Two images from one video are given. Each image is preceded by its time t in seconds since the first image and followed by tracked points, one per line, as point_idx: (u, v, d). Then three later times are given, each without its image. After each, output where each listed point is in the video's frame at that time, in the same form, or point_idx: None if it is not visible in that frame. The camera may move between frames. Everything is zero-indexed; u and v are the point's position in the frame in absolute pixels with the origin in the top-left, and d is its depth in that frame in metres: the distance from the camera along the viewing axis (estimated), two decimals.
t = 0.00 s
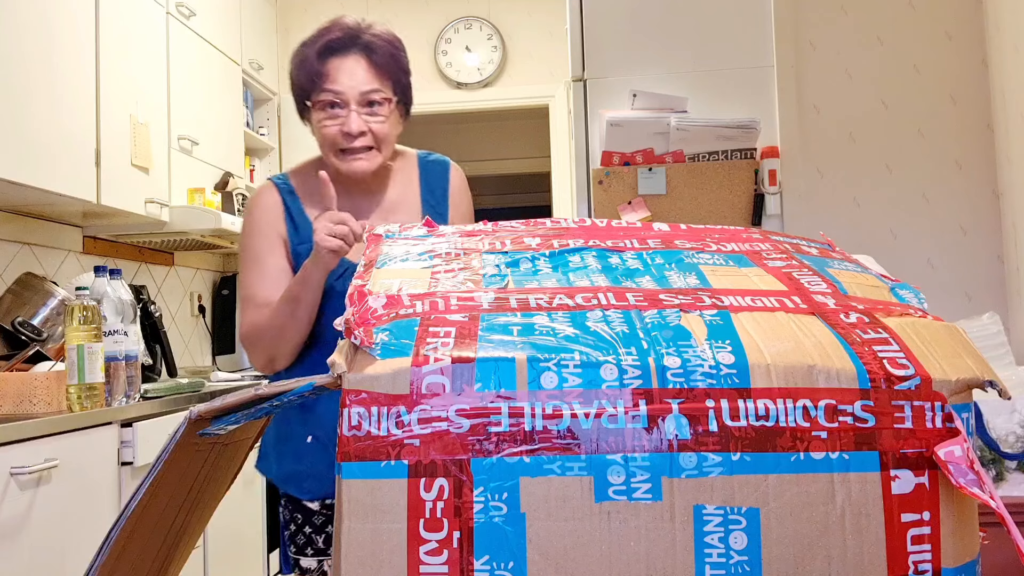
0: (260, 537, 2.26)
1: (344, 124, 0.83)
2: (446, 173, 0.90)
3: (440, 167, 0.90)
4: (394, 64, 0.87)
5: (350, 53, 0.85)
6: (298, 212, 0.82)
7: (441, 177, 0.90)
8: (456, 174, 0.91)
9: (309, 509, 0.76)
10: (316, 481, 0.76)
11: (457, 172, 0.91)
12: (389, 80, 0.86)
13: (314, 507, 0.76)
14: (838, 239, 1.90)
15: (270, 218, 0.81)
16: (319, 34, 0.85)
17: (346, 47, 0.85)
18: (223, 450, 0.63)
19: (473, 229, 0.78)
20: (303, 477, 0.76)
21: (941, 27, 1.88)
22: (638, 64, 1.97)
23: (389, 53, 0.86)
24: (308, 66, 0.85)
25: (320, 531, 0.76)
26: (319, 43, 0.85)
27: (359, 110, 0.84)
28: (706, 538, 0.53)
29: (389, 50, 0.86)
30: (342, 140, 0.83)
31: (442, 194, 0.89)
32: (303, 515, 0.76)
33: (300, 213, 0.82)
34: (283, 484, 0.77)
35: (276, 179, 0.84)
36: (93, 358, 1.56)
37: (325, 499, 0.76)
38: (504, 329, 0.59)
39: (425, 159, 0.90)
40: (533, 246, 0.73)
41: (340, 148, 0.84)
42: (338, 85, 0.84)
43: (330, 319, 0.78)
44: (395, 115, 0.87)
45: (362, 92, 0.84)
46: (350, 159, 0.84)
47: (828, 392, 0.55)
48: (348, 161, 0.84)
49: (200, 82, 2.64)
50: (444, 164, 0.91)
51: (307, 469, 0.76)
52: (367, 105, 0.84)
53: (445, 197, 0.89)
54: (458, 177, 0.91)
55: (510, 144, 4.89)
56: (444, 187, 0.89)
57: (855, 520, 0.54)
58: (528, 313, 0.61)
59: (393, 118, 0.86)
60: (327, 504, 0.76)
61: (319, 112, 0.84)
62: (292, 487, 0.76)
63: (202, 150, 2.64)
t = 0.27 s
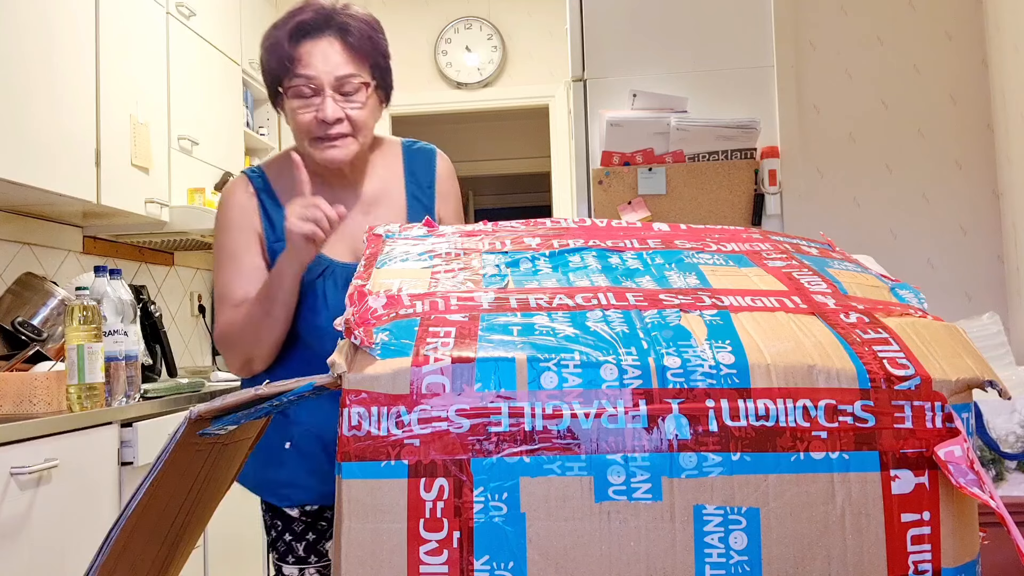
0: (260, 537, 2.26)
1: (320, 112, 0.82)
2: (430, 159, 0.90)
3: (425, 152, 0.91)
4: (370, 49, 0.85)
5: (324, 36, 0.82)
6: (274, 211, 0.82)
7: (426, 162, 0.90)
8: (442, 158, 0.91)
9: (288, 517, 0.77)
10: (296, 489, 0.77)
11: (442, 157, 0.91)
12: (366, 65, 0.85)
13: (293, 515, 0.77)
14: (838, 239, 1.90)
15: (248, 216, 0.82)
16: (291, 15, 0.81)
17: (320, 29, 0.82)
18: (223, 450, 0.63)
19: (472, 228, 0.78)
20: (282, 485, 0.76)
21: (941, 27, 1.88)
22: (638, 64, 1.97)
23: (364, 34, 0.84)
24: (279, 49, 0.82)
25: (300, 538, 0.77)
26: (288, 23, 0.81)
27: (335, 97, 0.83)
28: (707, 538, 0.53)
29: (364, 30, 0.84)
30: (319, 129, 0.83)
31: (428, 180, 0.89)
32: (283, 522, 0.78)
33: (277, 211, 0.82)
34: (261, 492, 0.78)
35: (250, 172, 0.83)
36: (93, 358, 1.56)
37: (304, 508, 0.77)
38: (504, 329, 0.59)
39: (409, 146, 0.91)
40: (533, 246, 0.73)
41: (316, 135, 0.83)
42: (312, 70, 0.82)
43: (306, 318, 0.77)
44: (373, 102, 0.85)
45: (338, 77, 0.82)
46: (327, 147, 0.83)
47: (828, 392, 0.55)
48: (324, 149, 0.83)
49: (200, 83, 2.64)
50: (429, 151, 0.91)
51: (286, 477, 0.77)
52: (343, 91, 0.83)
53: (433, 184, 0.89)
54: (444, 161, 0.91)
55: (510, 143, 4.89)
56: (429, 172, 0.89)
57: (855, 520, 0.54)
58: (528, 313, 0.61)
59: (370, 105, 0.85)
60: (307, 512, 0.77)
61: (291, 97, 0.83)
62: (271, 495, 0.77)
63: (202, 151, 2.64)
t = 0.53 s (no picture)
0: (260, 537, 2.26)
1: (299, 104, 0.79)
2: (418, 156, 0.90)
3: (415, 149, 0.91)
4: (350, 42, 0.84)
5: (303, 29, 0.82)
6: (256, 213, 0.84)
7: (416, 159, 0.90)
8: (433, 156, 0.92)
9: (276, 521, 0.78)
10: (282, 495, 0.76)
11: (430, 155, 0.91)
12: (347, 57, 0.83)
13: (280, 520, 0.78)
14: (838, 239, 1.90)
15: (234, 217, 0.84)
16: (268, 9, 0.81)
17: (298, 22, 0.81)
18: (223, 450, 0.63)
19: (472, 229, 0.78)
20: (268, 490, 0.77)
21: (941, 27, 1.88)
22: (638, 64, 1.97)
23: (346, 26, 0.83)
24: (258, 44, 0.81)
25: (288, 543, 0.78)
26: (268, 17, 0.81)
27: (316, 89, 0.80)
28: (707, 538, 0.53)
29: (345, 23, 0.83)
30: (300, 122, 0.79)
31: (418, 177, 0.89)
32: (272, 527, 0.79)
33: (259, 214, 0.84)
34: (250, 497, 0.79)
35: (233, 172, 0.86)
36: (93, 358, 1.56)
37: (290, 513, 0.78)
38: (504, 329, 0.59)
39: (398, 143, 0.91)
40: (533, 246, 0.73)
41: (298, 130, 0.80)
42: (291, 63, 0.80)
43: (288, 319, 0.77)
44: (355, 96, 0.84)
45: (318, 69, 0.81)
46: (308, 143, 0.80)
47: (828, 392, 0.56)
48: (308, 145, 0.80)
49: (200, 83, 2.64)
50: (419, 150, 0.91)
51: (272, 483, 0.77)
52: (324, 84, 0.81)
53: (422, 180, 0.89)
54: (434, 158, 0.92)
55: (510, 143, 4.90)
56: (419, 169, 0.89)
57: (855, 520, 0.54)
58: (528, 314, 0.61)
59: (353, 99, 0.83)
60: (293, 517, 0.78)
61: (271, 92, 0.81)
62: (258, 500, 0.77)
63: (202, 151, 2.64)
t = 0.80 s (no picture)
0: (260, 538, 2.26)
1: (285, 102, 0.80)
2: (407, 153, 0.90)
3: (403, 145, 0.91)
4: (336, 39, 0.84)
5: (289, 27, 0.82)
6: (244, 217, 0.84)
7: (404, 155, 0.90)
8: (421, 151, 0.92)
9: (269, 524, 0.78)
10: (275, 497, 0.76)
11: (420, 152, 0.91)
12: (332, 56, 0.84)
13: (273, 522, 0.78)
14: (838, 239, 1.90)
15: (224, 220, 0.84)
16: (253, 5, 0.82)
17: (284, 20, 0.82)
18: (222, 450, 0.63)
19: (472, 229, 0.78)
20: (261, 492, 0.76)
21: (941, 27, 1.88)
22: (638, 64, 1.97)
23: (332, 24, 0.84)
24: (243, 42, 0.82)
25: (280, 546, 0.78)
26: (254, 15, 0.81)
27: (302, 86, 0.81)
28: (706, 538, 0.53)
29: (331, 19, 0.84)
30: (286, 121, 0.80)
31: (407, 174, 0.88)
32: (263, 530, 0.78)
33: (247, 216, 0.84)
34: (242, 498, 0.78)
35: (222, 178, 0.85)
36: (93, 358, 1.56)
37: (283, 515, 0.77)
38: (504, 329, 0.59)
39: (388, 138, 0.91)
40: (533, 246, 0.73)
41: (284, 130, 0.80)
42: (278, 61, 0.81)
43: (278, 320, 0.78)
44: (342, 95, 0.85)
45: (304, 67, 0.81)
46: (293, 141, 0.80)
47: (828, 392, 0.56)
48: (294, 144, 0.80)
49: (200, 83, 2.64)
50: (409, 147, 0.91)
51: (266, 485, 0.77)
52: (310, 81, 0.81)
53: (411, 176, 0.89)
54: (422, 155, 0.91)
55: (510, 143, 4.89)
56: (408, 166, 0.89)
57: (855, 520, 0.54)
58: (528, 313, 0.61)
59: (339, 97, 0.84)
60: (286, 520, 0.78)
61: (257, 91, 0.81)
62: (251, 502, 0.77)
63: (202, 151, 2.64)
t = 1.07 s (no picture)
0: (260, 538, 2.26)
1: (290, 92, 0.81)
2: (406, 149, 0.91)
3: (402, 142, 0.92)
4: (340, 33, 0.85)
5: (293, 20, 0.82)
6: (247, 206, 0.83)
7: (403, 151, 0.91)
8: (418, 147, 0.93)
9: (271, 524, 0.79)
10: (279, 490, 0.78)
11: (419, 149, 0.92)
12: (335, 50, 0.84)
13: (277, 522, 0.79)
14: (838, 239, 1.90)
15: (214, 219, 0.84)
16: None
17: (288, 12, 0.82)
18: (222, 450, 0.63)
19: (472, 229, 0.78)
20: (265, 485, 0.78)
21: (941, 27, 1.88)
22: (638, 64, 1.97)
23: (335, 15, 0.85)
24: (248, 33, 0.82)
25: (284, 546, 0.79)
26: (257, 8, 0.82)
27: (306, 77, 0.81)
28: (706, 538, 0.53)
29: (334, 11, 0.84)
30: (289, 111, 0.81)
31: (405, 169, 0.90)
32: (267, 530, 0.80)
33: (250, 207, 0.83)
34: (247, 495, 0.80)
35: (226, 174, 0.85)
36: (93, 358, 1.56)
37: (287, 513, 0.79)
38: (504, 329, 0.59)
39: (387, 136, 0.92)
40: (533, 246, 0.74)
41: (287, 119, 0.81)
42: (282, 53, 0.81)
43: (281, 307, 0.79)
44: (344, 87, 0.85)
45: (308, 58, 0.82)
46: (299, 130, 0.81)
47: (828, 393, 0.56)
48: (298, 133, 0.81)
49: (200, 83, 2.64)
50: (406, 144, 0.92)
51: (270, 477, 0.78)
52: (314, 72, 0.82)
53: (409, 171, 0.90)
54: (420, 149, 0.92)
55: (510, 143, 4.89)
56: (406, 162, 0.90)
57: (855, 520, 0.54)
58: (528, 313, 0.61)
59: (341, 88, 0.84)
60: (291, 519, 0.79)
61: (261, 81, 0.82)
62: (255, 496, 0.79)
63: (202, 151, 2.64)
